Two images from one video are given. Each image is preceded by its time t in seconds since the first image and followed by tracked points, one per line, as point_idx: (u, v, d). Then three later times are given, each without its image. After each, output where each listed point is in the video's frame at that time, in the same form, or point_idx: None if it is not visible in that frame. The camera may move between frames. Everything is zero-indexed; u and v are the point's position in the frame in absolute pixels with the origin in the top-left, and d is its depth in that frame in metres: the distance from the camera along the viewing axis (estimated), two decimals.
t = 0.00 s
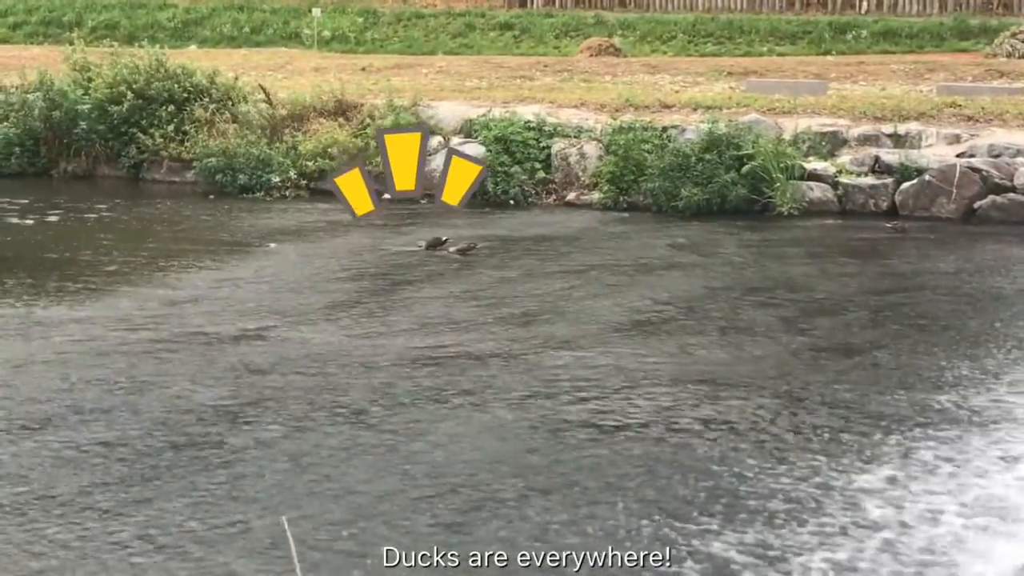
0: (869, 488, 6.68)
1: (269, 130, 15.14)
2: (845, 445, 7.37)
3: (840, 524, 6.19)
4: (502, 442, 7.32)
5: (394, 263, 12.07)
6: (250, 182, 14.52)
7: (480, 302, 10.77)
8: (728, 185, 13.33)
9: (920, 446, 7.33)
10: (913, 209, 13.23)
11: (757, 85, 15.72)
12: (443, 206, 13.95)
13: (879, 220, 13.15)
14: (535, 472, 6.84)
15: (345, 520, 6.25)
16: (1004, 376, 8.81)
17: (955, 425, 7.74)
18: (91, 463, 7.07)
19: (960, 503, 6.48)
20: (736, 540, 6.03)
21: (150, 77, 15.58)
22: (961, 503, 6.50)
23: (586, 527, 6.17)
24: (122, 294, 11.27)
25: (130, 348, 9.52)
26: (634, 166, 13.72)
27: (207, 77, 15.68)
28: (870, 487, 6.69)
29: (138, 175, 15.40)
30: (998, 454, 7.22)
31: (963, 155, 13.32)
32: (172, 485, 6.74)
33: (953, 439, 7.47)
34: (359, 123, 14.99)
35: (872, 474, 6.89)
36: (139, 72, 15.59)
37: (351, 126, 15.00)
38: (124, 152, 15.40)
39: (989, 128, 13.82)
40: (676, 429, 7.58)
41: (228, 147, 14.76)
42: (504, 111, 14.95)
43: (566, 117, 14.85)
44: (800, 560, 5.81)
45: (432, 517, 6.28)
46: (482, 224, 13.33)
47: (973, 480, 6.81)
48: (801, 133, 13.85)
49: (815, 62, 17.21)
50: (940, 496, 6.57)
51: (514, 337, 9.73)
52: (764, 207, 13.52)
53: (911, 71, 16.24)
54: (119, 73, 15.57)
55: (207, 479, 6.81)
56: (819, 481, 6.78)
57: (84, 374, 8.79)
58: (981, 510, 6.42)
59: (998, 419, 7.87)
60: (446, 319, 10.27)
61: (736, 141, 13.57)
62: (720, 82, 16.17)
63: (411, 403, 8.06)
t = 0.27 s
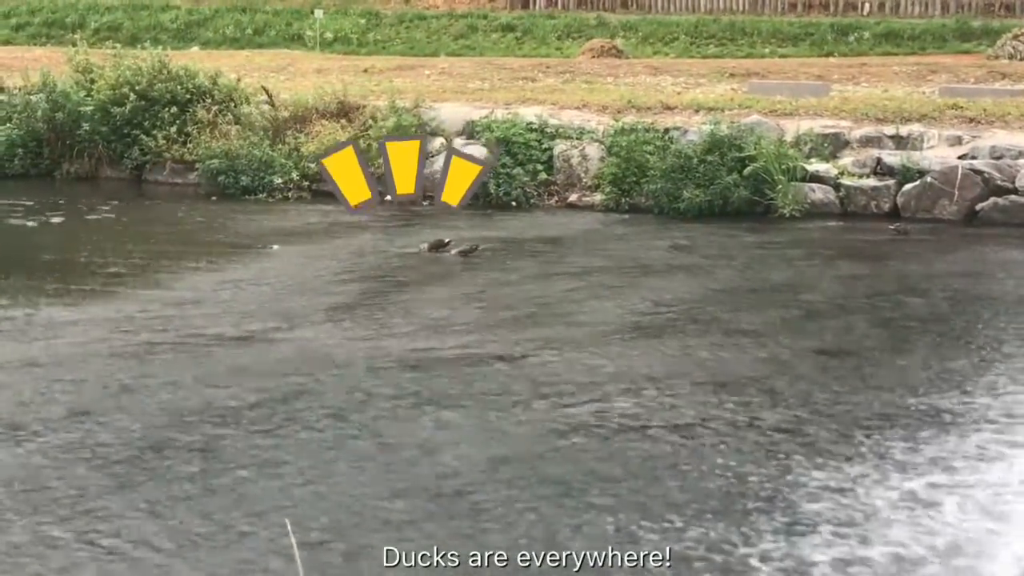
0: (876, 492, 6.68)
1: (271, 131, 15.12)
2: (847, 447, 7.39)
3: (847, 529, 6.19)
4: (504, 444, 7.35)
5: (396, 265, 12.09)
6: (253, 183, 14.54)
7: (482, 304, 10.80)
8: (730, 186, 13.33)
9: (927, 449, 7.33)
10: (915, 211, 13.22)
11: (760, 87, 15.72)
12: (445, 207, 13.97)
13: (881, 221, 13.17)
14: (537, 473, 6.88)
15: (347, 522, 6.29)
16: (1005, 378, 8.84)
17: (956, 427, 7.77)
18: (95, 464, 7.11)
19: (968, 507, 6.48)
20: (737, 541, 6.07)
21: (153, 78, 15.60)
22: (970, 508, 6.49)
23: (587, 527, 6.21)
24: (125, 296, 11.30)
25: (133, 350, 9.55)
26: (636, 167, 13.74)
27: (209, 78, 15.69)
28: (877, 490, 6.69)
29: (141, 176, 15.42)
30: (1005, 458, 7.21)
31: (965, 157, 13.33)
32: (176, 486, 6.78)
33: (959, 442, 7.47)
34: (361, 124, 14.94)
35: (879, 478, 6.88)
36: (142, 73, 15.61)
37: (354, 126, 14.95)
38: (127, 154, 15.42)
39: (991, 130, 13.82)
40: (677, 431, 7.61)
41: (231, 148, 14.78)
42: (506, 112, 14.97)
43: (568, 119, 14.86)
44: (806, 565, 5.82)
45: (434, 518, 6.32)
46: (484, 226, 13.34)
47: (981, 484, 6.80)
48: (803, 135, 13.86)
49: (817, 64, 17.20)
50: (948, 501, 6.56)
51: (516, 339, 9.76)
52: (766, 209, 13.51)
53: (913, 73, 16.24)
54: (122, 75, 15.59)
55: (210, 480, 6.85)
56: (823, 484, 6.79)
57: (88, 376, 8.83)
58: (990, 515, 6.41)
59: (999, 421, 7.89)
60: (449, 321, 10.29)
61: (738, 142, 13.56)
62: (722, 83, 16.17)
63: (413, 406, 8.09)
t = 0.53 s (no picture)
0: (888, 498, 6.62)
1: (269, 133, 15.10)
2: (850, 448, 7.38)
3: (861, 537, 6.12)
4: (503, 444, 7.34)
5: (394, 266, 12.08)
6: (251, 185, 14.53)
7: (481, 305, 10.79)
8: (728, 189, 13.33)
9: (936, 453, 7.29)
10: (912, 213, 13.25)
11: (758, 89, 15.73)
12: (443, 209, 13.97)
13: (879, 223, 13.18)
14: (538, 474, 6.87)
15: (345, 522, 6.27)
16: (1004, 379, 8.85)
17: (958, 426, 7.77)
18: (94, 464, 7.10)
19: (973, 511, 6.44)
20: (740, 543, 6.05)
21: (151, 80, 15.58)
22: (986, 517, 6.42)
23: (587, 528, 6.19)
24: (123, 297, 11.28)
25: (130, 351, 9.54)
26: (634, 170, 13.73)
27: (207, 80, 15.66)
28: (892, 496, 6.62)
29: (138, 178, 15.40)
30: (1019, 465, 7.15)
31: (962, 159, 13.34)
32: (175, 487, 6.76)
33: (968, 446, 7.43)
34: (359, 126, 14.92)
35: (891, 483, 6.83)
36: (140, 75, 15.57)
37: (352, 128, 14.93)
38: (124, 156, 15.41)
39: (989, 132, 13.83)
40: (677, 431, 7.60)
41: (228, 150, 14.76)
42: (504, 114, 14.97)
43: (566, 121, 14.86)
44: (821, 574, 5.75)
45: (434, 519, 6.30)
46: (482, 227, 13.34)
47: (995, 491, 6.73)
48: (801, 137, 13.85)
49: (815, 66, 17.21)
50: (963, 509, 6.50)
51: (515, 340, 9.75)
52: (764, 211, 13.51)
53: (911, 76, 16.24)
54: (119, 76, 15.55)
55: (207, 481, 6.83)
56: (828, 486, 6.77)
57: (86, 377, 8.81)
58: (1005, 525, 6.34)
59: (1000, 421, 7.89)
60: (447, 323, 10.28)
61: (736, 144, 13.56)
62: (720, 85, 16.17)
63: (411, 406, 8.07)
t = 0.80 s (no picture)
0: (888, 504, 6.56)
1: (262, 136, 15.08)
2: (848, 452, 7.36)
3: (852, 536, 6.13)
4: (496, 446, 7.32)
5: (388, 269, 12.08)
6: (243, 188, 14.50)
7: (475, 308, 10.78)
8: (721, 191, 13.31)
9: (928, 454, 7.31)
10: (905, 215, 13.26)
11: (751, 92, 15.74)
12: (436, 212, 13.97)
13: (873, 226, 13.19)
14: (532, 477, 6.84)
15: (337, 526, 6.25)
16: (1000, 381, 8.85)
17: (953, 429, 7.77)
18: (83, 469, 7.06)
19: (964, 512, 6.46)
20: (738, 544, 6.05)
21: (143, 83, 15.52)
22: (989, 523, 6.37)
23: (587, 530, 6.19)
24: (114, 301, 11.25)
25: (121, 355, 9.50)
26: (627, 172, 13.74)
27: (200, 84, 15.63)
28: (894, 502, 6.56)
29: (131, 181, 15.37)
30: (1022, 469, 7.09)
31: (955, 161, 13.34)
32: (165, 492, 6.72)
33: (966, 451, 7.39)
34: (353, 129, 14.95)
35: (892, 489, 6.77)
36: (132, 78, 15.51)
37: (345, 131, 14.95)
38: (116, 159, 15.37)
39: (982, 134, 13.83)
40: (671, 434, 7.59)
41: (221, 153, 14.73)
42: (497, 117, 14.96)
43: (559, 123, 14.85)
44: None
45: (425, 524, 6.27)
46: (475, 230, 13.33)
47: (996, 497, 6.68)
48: (793, 139, 13.84)
49: (808, 68, 17.24)
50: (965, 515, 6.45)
51: (508, 342, 9.73)
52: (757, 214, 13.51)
53: (903, 78, 16.26)
54: (112, 79, 15.49)
55: (198, 486, 6.80)
56: (824, 489, 6.76)
57: (78, 380, 8.78)
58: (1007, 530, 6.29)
59: (994, 424, 7.89)
60: (440, 326, 10.26)
61: (728, 147, 13.55)
62: (713, 88, 16.18)
63: (403, 409, 8.06)
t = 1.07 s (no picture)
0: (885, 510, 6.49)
1: (251, 143, 15.09)
2: (836, 454, 7.38)
3: (834, 535, 6.16)
4: (484, 452, 7.31)
5: (377, 275, 12.08)
6: (233, 196, 14.50)
7: (465, 314, 10.78)
8: (710, 198, 13.34)
9: (913, 457, 7.34)
10: (894, 220, 13.29)
11: (741, 98, 15.77)
12: (426, 219, 13.98)
13: (862, 231, 13.22)
14: (521, 483, 6.85)
15: (327, 533, 6.22)
16: (992, 385, 8.87)
17: (945, 433, 7.78)
18: (68, 478, 7.02)
19: (947, 511, 6.48)
20: (737, 545, 6.06)
21: (132, 90, 15.50)
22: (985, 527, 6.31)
23: (576, 534, 6.21)
24: (102, 309, 11.22)
25: (107, 363, 9.47)
26: (616, 178, 13.75)
27: (189, 91, 15.59)
28: (882, 505, 6.55)
29: (120, 188, 15.35)
30: (1012, 473, 7.08)
31: (944, 167, 13.38)
32: (151, 500, 6.69)
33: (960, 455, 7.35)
34: (342, 135, 14.89)
35: (889, 495, 6.71)
36: (121, 86, 15.50)
37: (334, 138, 14.90)
38: (106, 166, 15.34)
39: (970, 140, 13.87)
40: (660, 439, 7.60)
41: (211, 160, 14.72)
42: (486, 124, 14.98)
43: (549, 130, 14.87)
44: None
45: (418, 529, 6.26)
46: (464, 236, 13.33)
47: (993, 501, 6.63)
48: (782, 146, 13.88)
49: (797, 75, 17.28)
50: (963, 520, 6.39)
51: (497, 349, 9.73)
52: (746, 220, 13.52)
53: (891, 85, 16.31)
54: (101, 87, 15.48)
55: (185, 493, 6.76)
56: (820, 492, 6.74)
57: (67, 388, 8.76)
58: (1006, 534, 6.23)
59: (986, 427, 7.90)
60: (429, 332, 10.26)
61: (717, 153, 13.57)
62: (701, 95, 16.20)
63: (392, 415, 8.06)
